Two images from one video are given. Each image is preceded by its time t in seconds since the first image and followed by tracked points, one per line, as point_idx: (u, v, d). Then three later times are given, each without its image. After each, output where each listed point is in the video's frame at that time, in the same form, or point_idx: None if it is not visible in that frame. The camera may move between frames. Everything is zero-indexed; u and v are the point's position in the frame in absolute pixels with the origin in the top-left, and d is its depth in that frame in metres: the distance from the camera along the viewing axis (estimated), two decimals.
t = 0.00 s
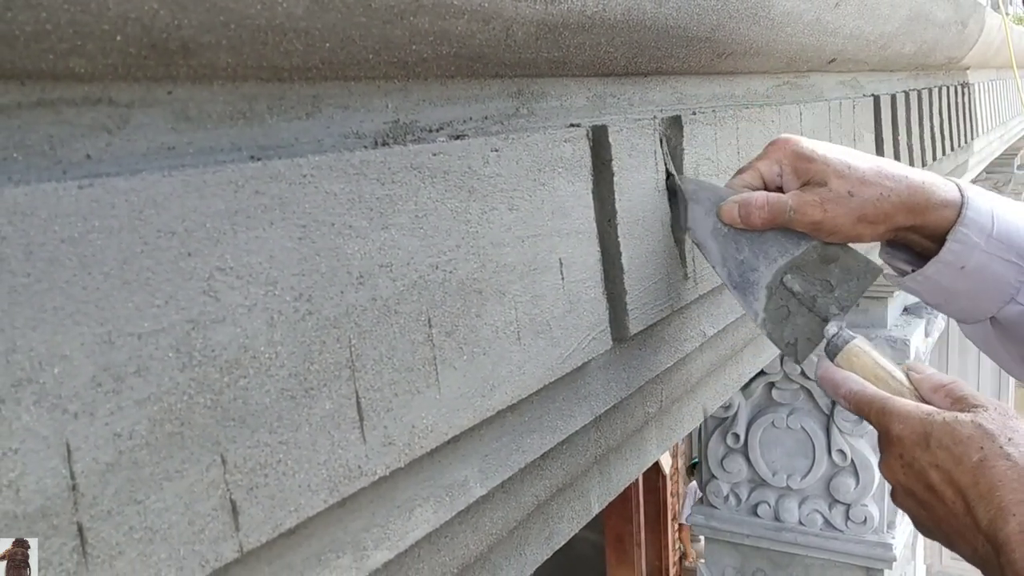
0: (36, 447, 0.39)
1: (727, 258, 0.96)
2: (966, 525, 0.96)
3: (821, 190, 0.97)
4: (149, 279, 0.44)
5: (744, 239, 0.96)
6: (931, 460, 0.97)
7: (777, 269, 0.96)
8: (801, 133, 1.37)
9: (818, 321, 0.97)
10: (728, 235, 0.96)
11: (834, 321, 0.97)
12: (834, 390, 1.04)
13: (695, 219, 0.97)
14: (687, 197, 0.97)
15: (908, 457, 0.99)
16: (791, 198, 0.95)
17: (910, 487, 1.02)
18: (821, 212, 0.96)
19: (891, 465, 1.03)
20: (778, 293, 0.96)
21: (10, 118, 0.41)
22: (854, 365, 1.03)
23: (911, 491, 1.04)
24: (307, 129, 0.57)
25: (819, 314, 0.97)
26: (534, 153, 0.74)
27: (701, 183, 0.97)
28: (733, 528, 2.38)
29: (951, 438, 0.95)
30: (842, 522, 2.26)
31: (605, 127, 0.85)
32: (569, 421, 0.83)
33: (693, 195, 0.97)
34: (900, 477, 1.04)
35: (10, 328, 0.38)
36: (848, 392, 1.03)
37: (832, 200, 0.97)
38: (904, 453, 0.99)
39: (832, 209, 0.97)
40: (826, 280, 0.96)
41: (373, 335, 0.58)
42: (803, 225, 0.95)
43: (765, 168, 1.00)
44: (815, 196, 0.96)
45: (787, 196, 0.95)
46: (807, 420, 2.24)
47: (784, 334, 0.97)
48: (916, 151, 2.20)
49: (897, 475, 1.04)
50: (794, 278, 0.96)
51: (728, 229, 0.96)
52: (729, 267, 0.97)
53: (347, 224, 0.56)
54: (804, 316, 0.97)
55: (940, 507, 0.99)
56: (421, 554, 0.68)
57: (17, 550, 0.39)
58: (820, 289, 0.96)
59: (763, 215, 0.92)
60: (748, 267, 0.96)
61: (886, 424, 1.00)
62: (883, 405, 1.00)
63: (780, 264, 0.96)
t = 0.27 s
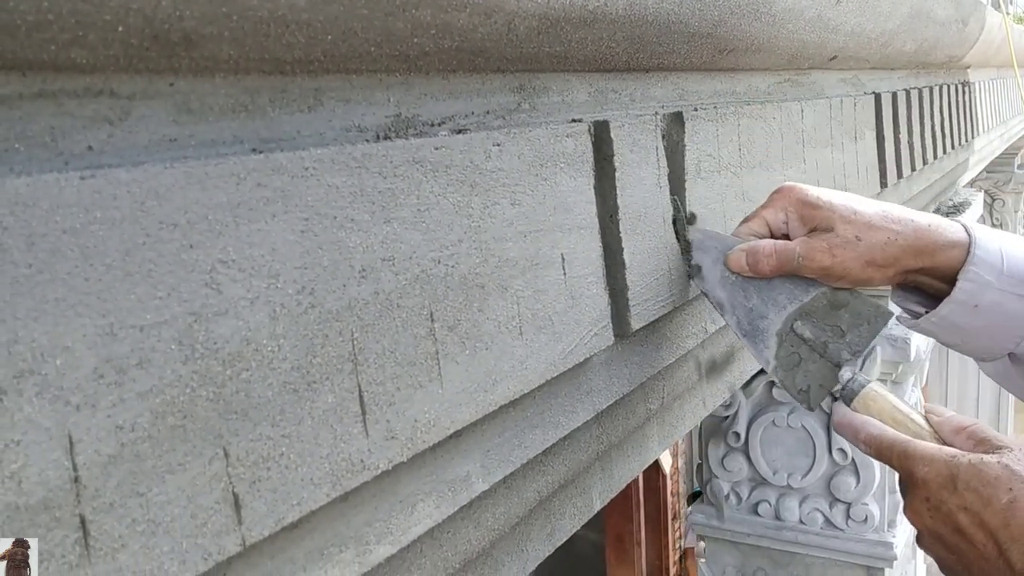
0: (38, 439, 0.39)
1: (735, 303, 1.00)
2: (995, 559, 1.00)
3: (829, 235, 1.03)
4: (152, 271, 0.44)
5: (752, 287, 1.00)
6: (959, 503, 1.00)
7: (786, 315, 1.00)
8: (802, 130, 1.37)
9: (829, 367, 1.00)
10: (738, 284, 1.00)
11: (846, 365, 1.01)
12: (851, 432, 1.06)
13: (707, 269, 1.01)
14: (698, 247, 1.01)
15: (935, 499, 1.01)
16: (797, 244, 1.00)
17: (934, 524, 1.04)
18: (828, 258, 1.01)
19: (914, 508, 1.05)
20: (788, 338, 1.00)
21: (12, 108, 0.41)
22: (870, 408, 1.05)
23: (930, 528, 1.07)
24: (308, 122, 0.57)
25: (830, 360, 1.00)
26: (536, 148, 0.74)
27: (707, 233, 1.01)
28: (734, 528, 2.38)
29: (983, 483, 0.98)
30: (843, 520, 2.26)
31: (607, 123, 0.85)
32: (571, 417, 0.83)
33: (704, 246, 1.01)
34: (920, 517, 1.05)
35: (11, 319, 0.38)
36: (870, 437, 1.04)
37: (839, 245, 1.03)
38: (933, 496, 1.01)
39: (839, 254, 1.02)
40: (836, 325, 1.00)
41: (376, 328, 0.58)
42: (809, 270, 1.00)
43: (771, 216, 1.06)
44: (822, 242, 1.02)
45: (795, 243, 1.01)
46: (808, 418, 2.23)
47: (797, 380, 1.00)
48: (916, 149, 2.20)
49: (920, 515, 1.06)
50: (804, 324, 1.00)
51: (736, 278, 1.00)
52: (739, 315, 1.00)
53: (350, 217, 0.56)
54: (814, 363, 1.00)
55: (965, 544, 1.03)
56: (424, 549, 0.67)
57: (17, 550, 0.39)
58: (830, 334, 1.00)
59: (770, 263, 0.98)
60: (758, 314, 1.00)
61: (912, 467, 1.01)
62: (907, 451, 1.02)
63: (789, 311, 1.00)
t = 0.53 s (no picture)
0: (37, 439, 0.39)
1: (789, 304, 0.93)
2: None
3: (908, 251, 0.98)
4: (152, 269, 0.43)
5: (810, 294, 0.93)
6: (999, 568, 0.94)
7: (836, 335, 0.92)
8: (805, 129, 1.36)
9: (863, 398, 0.94)
10: (795, 287, 0.93)
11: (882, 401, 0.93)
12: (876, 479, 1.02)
13: (765, 264, 0.95)
14: (762, 239, 0.95)
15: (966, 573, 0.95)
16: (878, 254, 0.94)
17: None
18: (909, 271, 0.95)
19: None
20: (830, 358, 0.93)
21: (10, 105, 0.40)
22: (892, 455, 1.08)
23: None
24: (310, 119, 0.56)
25: (865, 391, 0.93)
26: (539, 146, 0.74)
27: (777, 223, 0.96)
28: (733, 528, 2.37)
29: None
30: (843, 520, 2.25)
31: (610, 121, 0.84)
32: (574, 417, 0.82)
33: (768, 240, 0.95)
34: None
35: (9, 318, 0.38)
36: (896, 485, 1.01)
37: (921, 263, 0.96)
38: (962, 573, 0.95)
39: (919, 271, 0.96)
40: (883, 360, 0.92)
41: (378, 328, 0.57)
42: (885, 281, 0.94)
43: (850, 223, 1.04)
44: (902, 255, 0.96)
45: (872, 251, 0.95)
46: (807, 417, 2.24)
47: (823, 399, 0.94)
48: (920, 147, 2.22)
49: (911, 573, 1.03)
50: (851, 348, 0.93)
51: (798, 280, 0.94)
52: (786, 318, 0.93)
53: (352, 216, 0.55)
54: (847, 389, 0.94)
55: None
56: (426, 551, 0.67)
57: (17, 550, 0.38)
58: (874, 367, 0.93)
59: (845, 267, 0.92)
60: (807, 324, 0.93)
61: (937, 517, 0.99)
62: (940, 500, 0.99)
63: (840, 330, 0.92)
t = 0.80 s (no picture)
0: (27, 445, 0.38)
1: (769, 256, 0.90)
2: None
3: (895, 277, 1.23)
4: (145, 272, 0.43)
5: (790, 241, 0.90)
6: (954, 535, 0.88)
7: (813, 286, 0.92)
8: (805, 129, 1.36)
9: (834, 352, 0.94)
10: (779, 235, 0.90)
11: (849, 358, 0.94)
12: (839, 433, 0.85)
13: (751, 210, 0.89)
14: (751, 182, 0.90)
15: (909, 527, 0.86)
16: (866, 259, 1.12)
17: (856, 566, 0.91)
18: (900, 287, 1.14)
19: (870, 543, 0.87)
20: (808, 307, 0.92)
21: (1, 106, 0.40)
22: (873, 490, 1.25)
23: None
24: (306, 120, 0.56)
25: (837, 345, 0.94)
26: (538, 147, 0.73)
27: (771, 171, 0.89)
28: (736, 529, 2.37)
29: (997, 531, 0.88)
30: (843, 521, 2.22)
31: (609, 122, 0.83)
32: (573, 420, 0.82)
33: (759, 183, 0.89)
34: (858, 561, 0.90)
35: None
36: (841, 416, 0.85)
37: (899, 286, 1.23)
38: (901, 526, 0.86)
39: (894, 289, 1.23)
40: (856, 316, 0.95)
41: (375, 330, 0.57)
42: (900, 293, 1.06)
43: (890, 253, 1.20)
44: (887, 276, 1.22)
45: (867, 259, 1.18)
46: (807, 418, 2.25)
47: (798, 348, 0.93)
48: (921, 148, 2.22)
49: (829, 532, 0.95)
50: (827, 299, 0.92)
51: (782, 228, 0.90)
52: (768, 266, 0.90)
53: (349, 218, 0.55)
54: (820, 340, 0.94)
55: None
56: (424, 554, 0.66)
57: (17, 550, 0.38)
58: (847, 322, 0.94)
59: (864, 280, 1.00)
60: (787, 273, 0.91)
61: (864, 470, 0.86)
62: (898, 445, 0.87)
63: (819, 282, 0.92)
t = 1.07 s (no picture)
0: (19, 446, 0.38)
1: (735, 195, 0.92)
2: (969, 537, 0.77)
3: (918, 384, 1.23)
4: (139, 272, 0.42)
5: (755, 178, 0.91)
6: (919, 438, 0.78)
7: (780, 220, 0.89)
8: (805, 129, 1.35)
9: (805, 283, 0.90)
10: (739, 174, 0.91)
11: (819, 288, 0.90)
12: (773, 263, 0.88)
13: (714, 149, 0.93)
14: (709, 124, 0.93)
15: (870, 439, 0.77)
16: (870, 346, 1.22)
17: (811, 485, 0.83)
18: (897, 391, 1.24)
19: (830, 457, 0.78)
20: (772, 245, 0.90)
21: None
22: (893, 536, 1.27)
23: (881, 502, 0.79)
24: (302, 118, 0.55)
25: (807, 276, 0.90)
26: (536, 146, 0.73)
27: (727, 112, 0.92)
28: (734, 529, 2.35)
29: (965, 433, 0.78)
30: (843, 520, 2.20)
31: (608, 120, 0.83)
32: (572, 420, 0.81)
33: (714, 122, 0.93)
34: (823, 481, 0.80)
35: None
36: (789, 338, 0.81)
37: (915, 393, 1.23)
38: (863, 437, 0.77)
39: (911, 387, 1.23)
40: (824, 245, 0.90)
41: (372, 331, 0.56)
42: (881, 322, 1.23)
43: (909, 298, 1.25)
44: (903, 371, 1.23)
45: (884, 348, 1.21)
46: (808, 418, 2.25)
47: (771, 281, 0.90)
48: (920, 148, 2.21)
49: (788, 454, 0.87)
50: (793, 232, 0.89)
51: (743, 165, 0.91)
52: (736, 207, 0.92)
53: (346, 217, 0.54)
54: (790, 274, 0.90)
55: (934, 519, 0.78)
56: (421, 556, 0.66)
57: (17, 550, 0.38)
58: (815, 252, 0.90)
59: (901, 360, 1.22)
60: (755, 210, 0.91)
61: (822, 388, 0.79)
62: (853, 356, 0.79)
63: (786, 212, 0.90)
